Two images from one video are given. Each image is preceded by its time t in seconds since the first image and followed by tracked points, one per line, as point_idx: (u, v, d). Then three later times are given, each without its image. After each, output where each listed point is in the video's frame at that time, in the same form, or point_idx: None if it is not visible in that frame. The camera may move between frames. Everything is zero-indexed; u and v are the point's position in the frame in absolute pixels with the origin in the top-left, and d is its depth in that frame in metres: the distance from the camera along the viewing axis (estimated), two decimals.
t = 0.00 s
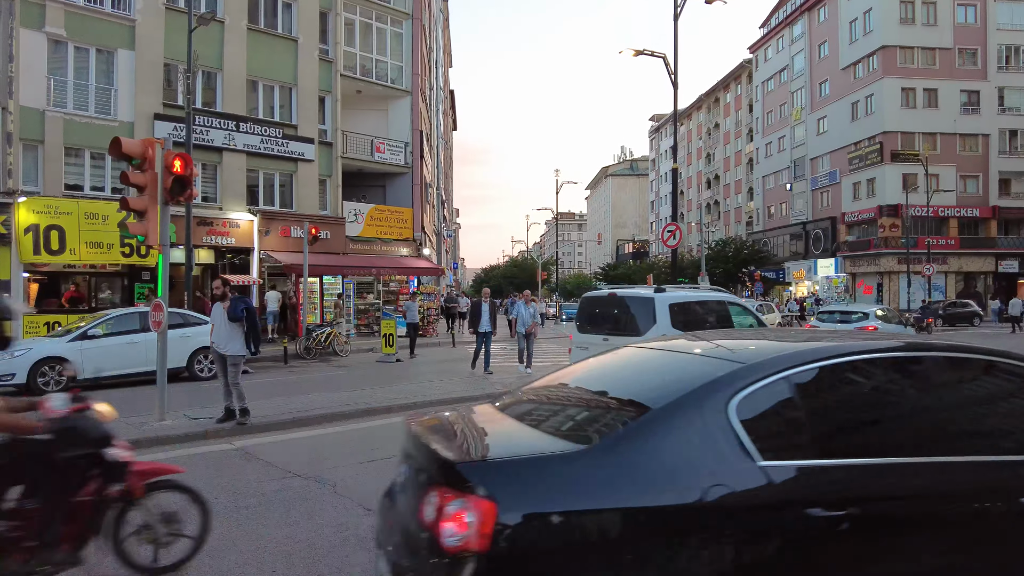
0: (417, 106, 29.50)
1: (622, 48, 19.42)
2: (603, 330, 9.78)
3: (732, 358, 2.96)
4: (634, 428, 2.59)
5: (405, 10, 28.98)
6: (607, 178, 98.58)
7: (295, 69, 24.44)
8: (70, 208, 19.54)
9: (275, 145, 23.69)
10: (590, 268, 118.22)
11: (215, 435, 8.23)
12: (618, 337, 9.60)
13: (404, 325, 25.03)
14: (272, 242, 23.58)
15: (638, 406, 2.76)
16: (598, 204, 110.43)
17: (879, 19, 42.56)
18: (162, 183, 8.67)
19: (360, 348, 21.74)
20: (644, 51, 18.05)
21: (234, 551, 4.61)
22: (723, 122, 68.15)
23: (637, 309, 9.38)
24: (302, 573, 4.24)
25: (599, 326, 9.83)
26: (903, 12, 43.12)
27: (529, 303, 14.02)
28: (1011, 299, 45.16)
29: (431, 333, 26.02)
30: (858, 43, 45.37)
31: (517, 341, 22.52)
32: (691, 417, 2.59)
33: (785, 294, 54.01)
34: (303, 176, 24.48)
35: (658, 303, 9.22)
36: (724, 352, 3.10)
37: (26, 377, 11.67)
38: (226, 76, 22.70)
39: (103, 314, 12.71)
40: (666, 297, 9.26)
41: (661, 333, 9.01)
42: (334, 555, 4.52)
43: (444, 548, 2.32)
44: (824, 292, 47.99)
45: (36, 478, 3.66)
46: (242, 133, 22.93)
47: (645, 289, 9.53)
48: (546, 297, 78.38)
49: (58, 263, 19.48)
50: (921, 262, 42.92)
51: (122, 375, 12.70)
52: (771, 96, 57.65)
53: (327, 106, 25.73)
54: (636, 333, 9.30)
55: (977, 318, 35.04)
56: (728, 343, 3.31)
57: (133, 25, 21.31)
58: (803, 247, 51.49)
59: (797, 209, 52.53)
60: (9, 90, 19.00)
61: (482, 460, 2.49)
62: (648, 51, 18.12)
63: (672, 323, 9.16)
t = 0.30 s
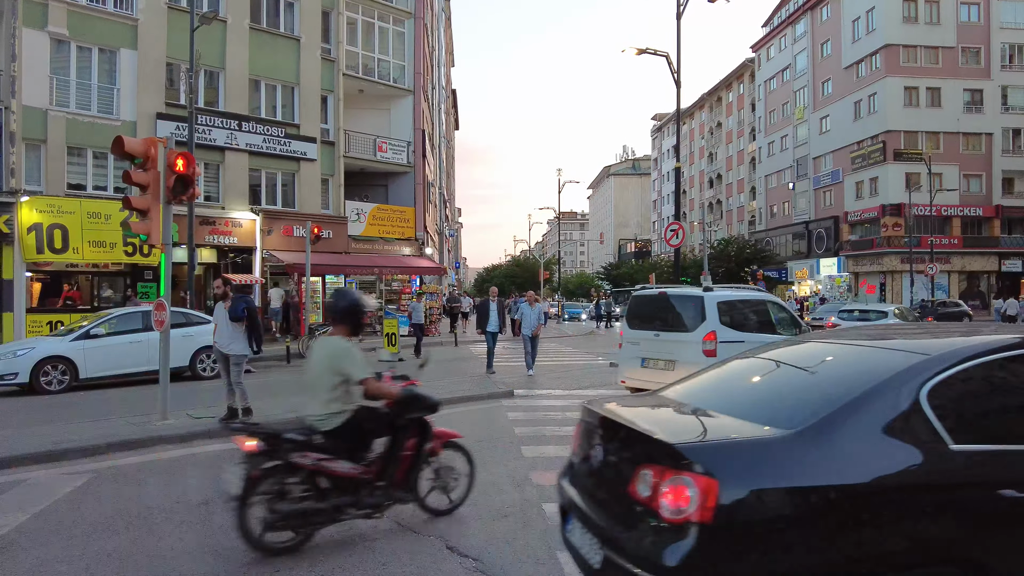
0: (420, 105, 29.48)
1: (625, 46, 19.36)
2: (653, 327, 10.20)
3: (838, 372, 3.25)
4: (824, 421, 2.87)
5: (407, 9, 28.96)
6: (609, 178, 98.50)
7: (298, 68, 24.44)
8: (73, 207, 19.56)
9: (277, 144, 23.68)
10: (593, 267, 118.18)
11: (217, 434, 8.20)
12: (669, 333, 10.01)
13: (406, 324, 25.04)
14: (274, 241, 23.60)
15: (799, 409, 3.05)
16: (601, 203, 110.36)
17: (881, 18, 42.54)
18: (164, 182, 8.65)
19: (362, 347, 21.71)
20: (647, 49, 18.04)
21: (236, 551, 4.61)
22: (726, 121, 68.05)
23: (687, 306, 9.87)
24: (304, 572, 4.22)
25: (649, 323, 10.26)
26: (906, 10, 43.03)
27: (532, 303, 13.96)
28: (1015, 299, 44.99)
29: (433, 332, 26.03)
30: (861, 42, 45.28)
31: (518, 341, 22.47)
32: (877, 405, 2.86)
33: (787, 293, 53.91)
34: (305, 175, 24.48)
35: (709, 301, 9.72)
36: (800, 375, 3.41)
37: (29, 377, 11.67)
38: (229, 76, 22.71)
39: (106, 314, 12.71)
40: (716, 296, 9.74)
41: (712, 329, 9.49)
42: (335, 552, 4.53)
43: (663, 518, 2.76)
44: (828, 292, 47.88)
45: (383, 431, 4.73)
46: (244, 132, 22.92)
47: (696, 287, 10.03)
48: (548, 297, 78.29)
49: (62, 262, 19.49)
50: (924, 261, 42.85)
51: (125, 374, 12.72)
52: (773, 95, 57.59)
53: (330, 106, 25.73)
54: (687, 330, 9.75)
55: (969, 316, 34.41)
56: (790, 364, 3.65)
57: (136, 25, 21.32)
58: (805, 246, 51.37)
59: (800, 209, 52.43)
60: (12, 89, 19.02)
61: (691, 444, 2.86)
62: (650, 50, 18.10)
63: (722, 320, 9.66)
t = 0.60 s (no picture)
0: (423, 105, 29.48)
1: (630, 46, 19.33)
2: (703, 325, 10.71)
3: (900, 400, 3.56)
4: (985, 413, 3.08)
5: (411, 8, 28.98)
6: (612, 177, 98.42)
7: (302, 68, 24.46)
8: (78, 207, 19.58)
9: (281, 144, 23.70)
10: (597, 267, 118.11)
11: (223, 433, 8.21)
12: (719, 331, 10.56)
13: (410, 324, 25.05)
14: (279, 240, 23.65)
15: (954, 407, 3.22)
16: (604, 203, 110.30)
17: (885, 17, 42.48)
18: (170, 181, 8.67)
19: (366, 347, 21.70)
20: (652, 48, 17.99)
21: (240, 550, 4.58)
22: (730, 120, 67.94)
23: (737, 306, 10.40)
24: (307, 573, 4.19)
25: (698, 320, 10.79)
26: (911, 10, 42.93)
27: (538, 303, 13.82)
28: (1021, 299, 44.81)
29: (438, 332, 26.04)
30: (866, 41, 45.18)
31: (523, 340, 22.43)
32: None
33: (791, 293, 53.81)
34: (310, 175, 24.49)
35: (757, 300, 10.28)
36: (865, 405, 3.65)
37: (34, 376, 11.69)
38: (233, 75, 22.73)
39: (110, 313, 12.73)
40: (762, 295, 10.31)
41: (760, 327, 10.06)
42: (342, 552, 4.53)
43: (841, 504, 2.96)
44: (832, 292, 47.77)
45: (601, 401, 5.76)
46: (249, 131, 22.95)
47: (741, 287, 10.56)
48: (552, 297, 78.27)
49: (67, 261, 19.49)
50: (929, 261, 42.75)
51: (130, 373, 12.75)
52: (777, 94, 57.47)
53: (334, 105, 25.74)
54: (737, 327, 10.27)
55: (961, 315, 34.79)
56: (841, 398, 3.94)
57: (140, 24, 21.35)
58: (810, 246, 51.24)
59: (804, 208, 52.32)
60: (17, 89, 19.09)
61: (866, 436, 3.05)
62: (655, 49, 18.07)
63: (768, 318, 10.23)
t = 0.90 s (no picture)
0: (433, 105, 29.50)
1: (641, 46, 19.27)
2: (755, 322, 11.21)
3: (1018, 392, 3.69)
4: None
5: (421, 9, 29.01)
6: (622, 177, 98.25)
7: (312, 69, 24.54)
8: (91, 207, 19.75)
9: (292, 144, 23.78)
10: (606, 268, 118.06)
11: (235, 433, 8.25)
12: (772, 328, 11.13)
13: (420, 323, 25.11)
14: (289, 240, 23.74)
15: None
16: (613, 204, 110.06)
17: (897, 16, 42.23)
18: (181, 182, 8.69)
19: (376, 347, 21.71)
20: (662, 48, 17.91)
21: (250, 548, 4.60)
22: (740, 120, 67.70)
23: (788, 305, 10.98)
24: (316, 572, 4.20)
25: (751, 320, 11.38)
26: (923, 8, 42.62)
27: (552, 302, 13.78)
28: None
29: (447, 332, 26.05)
30: (877, 40, 44.92)
31: (533, 341, 22.39)
32: None
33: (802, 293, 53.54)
34: (320, 175, 24.57)
35: (805, 299, 10.93)
36: (989, 398, 3.73)
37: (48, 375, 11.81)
38: (243, 76, 22.84)
39: (122, 312, 12.79)
40: (810, 295, 10.98)
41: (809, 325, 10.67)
42: (350, 550, 4.54)
43: (991, 494, 3.12)
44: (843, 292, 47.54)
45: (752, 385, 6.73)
46: (259, 132, 23.04)
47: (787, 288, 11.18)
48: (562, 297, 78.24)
49: (80, 261, 19.57)
50: (941, 261, 42.48)
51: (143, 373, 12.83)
52: (788, 94, 57.20)
53: (344, 106, 25.80)
54: (788, 324, 10.87)
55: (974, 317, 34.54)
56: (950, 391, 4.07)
57: (151, 25, 21.48)
58: (820, 246, 50.98)
59: (815, 208, 52.05)
60: (31, 91, 19.27)
61: (1019, 430, 3.17)
62: (665, 49, 18.00)
63: (816, 317, 10.90)
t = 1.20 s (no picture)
0: (449, 106, 29.58)
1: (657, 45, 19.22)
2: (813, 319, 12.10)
3: None
4: None
5: (437, 10, 29.12)
6: (638, 177, 97.92)
7: (329, 70, 24.69)
8: (112, 209, 20.00)
9: (309, 146, 23.94)
10: (623, 268, 117.76)
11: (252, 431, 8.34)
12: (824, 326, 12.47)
13: (436, 324, 25.18)
14: (307, 241, 23.93)
15: None
16: (630, 204, 109.68)
17: (917, 13, 41.79)
18: (200, 183, 8.78)
19: (393, 347, 21.78)
20: (678, 47, 17.86)
21: (266, 546, 4.65)
22: (758, 119, 67.27)
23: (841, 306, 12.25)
24: (333, 569, 4.23)
25: (806, 317, 12.67)
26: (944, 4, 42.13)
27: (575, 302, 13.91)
28: None
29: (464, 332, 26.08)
30: (896, 37, 44.48)
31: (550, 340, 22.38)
32: None
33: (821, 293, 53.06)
34: (337, 176, 24.72)
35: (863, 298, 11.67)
36: None
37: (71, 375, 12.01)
38: (261, 78, 23.02)
39: (142, 313, 12.95)
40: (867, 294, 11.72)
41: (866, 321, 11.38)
42: (366, 549, 4.57)
43: None
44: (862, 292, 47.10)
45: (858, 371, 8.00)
46: (277, 134, 23.23)
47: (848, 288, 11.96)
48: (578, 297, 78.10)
49: (101, 262, 19.85)
50: (962, 260, 41.98)
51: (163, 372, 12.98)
52: (806, 92, 56.73)
53: (361, 107, 25.94)
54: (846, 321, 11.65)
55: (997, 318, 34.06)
56: None
57: (171, 28, 21.71)
58: (839, 246, 50.53)
59: (834, 207, 51.62)
60: (53, 94, 19.56)
61: None
62: (682, 48, 17.93)
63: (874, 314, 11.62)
